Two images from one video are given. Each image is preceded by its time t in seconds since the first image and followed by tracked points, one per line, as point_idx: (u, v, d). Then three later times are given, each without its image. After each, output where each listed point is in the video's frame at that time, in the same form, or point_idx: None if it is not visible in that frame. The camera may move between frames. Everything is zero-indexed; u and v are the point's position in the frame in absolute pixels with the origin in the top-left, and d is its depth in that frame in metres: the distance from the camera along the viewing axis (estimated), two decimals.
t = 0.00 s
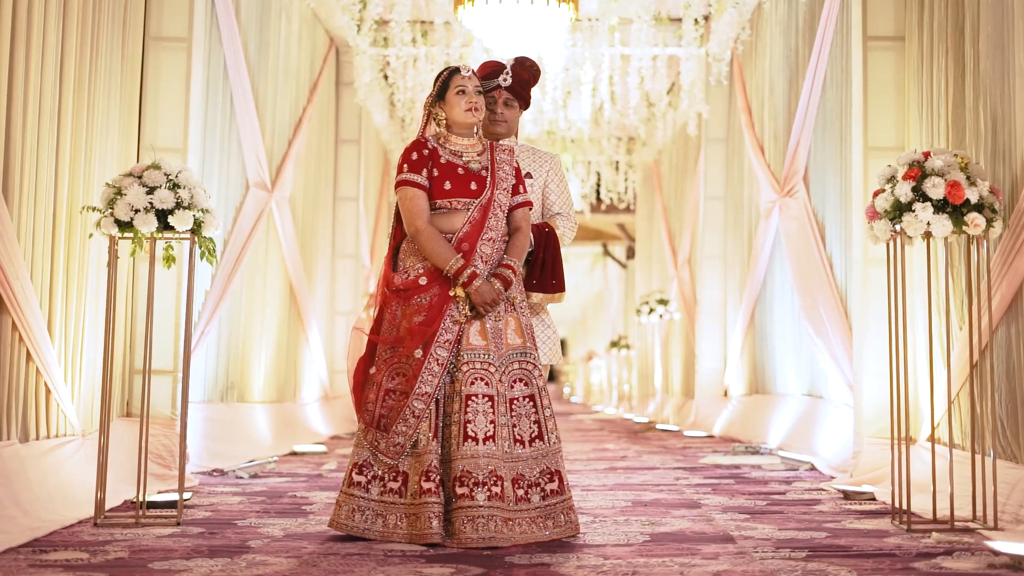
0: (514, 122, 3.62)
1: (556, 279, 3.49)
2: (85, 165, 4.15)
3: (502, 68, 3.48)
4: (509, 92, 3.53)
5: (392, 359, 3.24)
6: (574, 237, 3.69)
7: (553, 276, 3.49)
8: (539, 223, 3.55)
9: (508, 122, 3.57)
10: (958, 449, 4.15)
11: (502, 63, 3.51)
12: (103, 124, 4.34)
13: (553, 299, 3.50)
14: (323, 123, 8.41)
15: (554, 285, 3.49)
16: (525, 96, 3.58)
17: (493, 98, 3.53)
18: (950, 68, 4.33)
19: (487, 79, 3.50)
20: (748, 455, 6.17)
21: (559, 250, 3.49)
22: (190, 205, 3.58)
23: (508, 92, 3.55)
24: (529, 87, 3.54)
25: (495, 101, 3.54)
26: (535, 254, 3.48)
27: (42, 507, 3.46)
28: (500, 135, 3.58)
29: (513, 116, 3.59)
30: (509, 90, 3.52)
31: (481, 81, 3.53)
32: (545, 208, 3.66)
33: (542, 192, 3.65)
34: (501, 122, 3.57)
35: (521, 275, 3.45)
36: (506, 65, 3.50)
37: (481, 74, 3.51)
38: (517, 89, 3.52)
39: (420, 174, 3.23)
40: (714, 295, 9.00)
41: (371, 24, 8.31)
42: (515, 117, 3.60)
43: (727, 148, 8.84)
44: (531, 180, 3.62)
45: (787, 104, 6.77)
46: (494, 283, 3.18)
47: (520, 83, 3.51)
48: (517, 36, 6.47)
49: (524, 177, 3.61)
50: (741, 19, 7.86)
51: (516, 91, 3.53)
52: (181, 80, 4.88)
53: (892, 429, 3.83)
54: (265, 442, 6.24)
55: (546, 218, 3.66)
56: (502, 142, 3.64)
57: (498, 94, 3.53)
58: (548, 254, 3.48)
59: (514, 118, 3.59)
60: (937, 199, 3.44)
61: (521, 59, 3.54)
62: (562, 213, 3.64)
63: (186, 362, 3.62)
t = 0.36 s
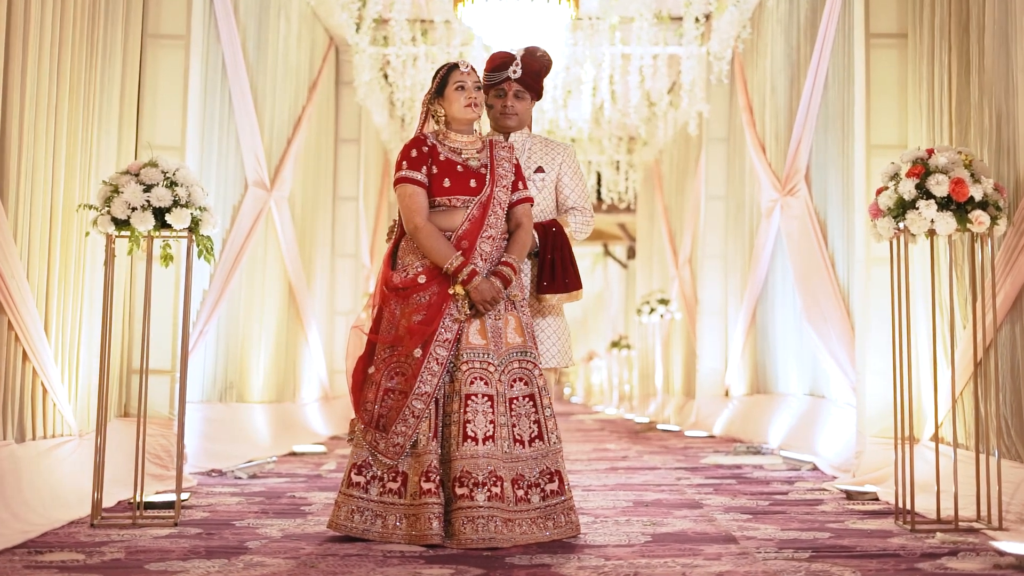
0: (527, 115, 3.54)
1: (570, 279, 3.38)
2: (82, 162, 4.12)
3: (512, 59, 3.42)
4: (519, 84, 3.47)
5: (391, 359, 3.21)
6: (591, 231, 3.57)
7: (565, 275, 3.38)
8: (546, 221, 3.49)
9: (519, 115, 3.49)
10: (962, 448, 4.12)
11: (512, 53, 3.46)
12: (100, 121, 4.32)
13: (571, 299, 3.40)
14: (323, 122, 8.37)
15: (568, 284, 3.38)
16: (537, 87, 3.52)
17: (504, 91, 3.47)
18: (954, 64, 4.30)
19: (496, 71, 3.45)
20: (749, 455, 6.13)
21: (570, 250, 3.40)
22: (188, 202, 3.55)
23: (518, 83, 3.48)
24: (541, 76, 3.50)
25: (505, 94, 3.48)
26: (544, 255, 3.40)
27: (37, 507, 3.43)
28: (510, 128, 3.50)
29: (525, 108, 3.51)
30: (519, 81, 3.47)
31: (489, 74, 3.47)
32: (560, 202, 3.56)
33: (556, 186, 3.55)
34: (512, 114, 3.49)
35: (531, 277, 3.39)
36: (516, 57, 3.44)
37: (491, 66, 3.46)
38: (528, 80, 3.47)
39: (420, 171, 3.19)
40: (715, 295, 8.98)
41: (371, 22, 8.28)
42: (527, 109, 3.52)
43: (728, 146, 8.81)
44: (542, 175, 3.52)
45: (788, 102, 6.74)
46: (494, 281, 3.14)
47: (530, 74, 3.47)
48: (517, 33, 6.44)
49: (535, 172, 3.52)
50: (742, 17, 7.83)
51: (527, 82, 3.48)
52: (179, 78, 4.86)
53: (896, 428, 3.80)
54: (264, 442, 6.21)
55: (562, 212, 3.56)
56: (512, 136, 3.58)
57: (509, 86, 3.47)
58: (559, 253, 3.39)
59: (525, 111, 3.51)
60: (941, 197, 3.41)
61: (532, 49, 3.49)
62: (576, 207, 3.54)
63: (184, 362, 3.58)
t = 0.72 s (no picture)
0: (533, 111, 3.52)
1: (573, 281, 3.33)
2: (79, 160, 4.10)
3: (517, 55, 3.39)
4: (524, 81, 3.43)
5: (389, 360, 3.19)
6: (598, 230, 3.50)
7: (569, 277, 3.33)
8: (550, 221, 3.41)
9: (524, 112, 3.47)
10: (965, 449, 4.10)
11: (517, 50, 3.44)
12: (97, 120, 4.30)
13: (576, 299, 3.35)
14: (322, 122, 8.35)
15: (572, 286, 3.33)
16: (543, 83, 3.49)
17: (509, 87, 3.44)
18: (956, 63, 4.27)
19: (501, 67, 3.41)
20: (750, 456, 6.11)
21: (574, 251, 3.33)
22: (185, 202, 3.53)
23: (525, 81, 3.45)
24: (547, 73, 3.47)
25: (511, 90, 3.44)
26: (547, 256, 3.34)
27: (33, 509, 3.40)
28: (516, 126, 3.49)
29: (530, 105, 3.48)
30: (525, 78, 3.43)
31: (495, 70, 3.43)
32: (567, 200, 3.52)
33: (562, 183, 3.51)
34: (518, 112, 3.47)
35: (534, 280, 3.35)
36: (521, 52, 3.41)
37: (496, 62, 3.43)
38: (535, 76, 3.44)
39: (416, 170, 3.18)
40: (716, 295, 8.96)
41: (370, 21, 8.25)
42: (532, 106, 3.49)
43: (728, 146, 8.78)
44: (547, 174, 3.49)
45: (789, 102, 6.71)
46: (496, 272, 3.12)
47: (536, 70, 3.43)
48: (517, 32, 6.42)
49: (540, 171, 3.48)
50: (743, 16, 7.80)
51: (532, 79, 3.44)
52: (177, 77, 4.83)
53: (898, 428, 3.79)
54: (263, 443, 6.18)
55: (569, 210, 3.52)
56: (518, 133, 3.55)
57: (513, 83, 3.43)
58: (562, 255, 3.33)
59: (530, 108, 3.48)
60: (943, 196, 3.38)
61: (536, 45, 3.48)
62: (583, 204, 3.49)
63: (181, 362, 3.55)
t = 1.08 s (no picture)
0: (535, 108, 3.49)
1: (565, 279, 3.30)
2: (77, 159, 4.07)
3: (520, 52, 3.38)
4: (527, 80, 3.41)
5: (388, 360, 3.17)
6: (593, 230, 3.46)
7: (560, 275, 3.30)
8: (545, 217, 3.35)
9: (525, 110, 3.44)
10: (968, 450, 4.07)
11: (521, 47, 3.41)
12: (95, 119, 4.27)
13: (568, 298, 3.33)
14: (321, 121, 8.31)
15: (563, 284, 3.30)
16: (546, 82, 3.46)
17: (511, 84, 3.41)
18: (959, 60, 4.24)
19: (503, 65, 3.40)
20: (751, 456, 6.08)
21: (567, 249, 3.29)
22: (182, 200, 3.50)
23: (527, 78, 3.43)
24: (551, 72, 3.45)
25: (513, 88, 3.42)
26: (540, 253, 3.30)
27: (28, 510, 3.38)
28: (516, 123, 3.46)
29: (531, 103, 3.46)
30: (527, 76, 3.41)
31: (498, 67, 3.42)
32: (564, 199, 3.49)
33: (560, 183, 3.48)
34: (519, 109, 3.44)
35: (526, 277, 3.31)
36: (524, 49, 3.39)
37: (498, 59, 3.41)
38: (537, 74, 3.41)
39: (410, 167, 3.16)
40: (717, 295, 8.94)
41: (370, 20, 8.23)
42: (534, 104, 3.47)
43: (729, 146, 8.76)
44: (546, 173, 3.46)
45: (790, 101, 6.69)
46: (501, 256, 3.05)
47: (538, 67, 3.41)
48: (517, 30, 6.39)
49: (539, 169, 3.46)
50: (744, 15, 7.78)
51: (535, 78, 3.42)
52: (175, 76, 4.80)
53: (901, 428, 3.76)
54: (262, 443, 6.16)
55: (565, 209, 3.48)
56: (518, 130, 3.53)
57: (516, 80, 3.41)
58: (555, 252, 3.29)
59: (531, 106, 3.46)
60: (946, 195, 3.36)
61: (542, 42, 3.44)
62: (580, 204, 3.45)
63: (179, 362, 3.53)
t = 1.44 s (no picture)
0: (535, 108, 3.48)
1: (560, 279, 3.30)
2: (76, 158, 4.06)
3: (521, 51, 3.36)
4: (527, 79, 3.40)
5: (388, 360, 3.15)
6: (590, 231, 3.44)
7: (556, 274, 3.30)
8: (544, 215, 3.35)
9: (525, 110, 3.43)
10: (970, 451, 4.05)
11: (522, 46, 3.40)
12: (93, 118, 4.26)
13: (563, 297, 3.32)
14: (321, 120, 8.28)
15: (558, 284, 3.30)
16: (546, 82, 3.45)
17: (511, 84, 3.40)
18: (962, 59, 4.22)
19: (504, 64, 3.38)
20: (751, 457, 6.07)
21: (563, 249, 3.29)
22: (181, 200, 3.49)
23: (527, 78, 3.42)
24: (552, 71, 3.44)
25: (513, 88, 3.41)
26: (537, 251, 3.30)
27: (27, 511, 3.37)
28: (516, 123, 3.44)
29: (531, 103, 3.45)
30: (528, 76, 3.40)
31: (499, 66, 3.40)
32: (562, 198, 3.47)
33: (559, 183, 3.46)
34: (519, 109, 3.43)
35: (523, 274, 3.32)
36: (526, 49, 3.38)
37: (498, 58, 3.40)
38: (538, 74, 3.40)
39: (407, 166, 3.14)
40: (718, 295, 8.93)
41: (370, 20, 8.21)
42: (534, 103, 3.46)
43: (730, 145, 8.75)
44: (545, 172, 3.45)
45: (791, 101, 6.67)
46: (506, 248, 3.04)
47: (539, 67, 3.40)
48: (518, 30, 6.38)
49: (538, 168, 3.44)
50: (744, 14, 7.77)
51: (535, 78, 3.40)
52: (174, 76, 4.79)
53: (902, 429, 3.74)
54: (262, 443, 6.14)
55: (563, 209, 3.46)
56: (518, 130, 3.52)
57: (517, 80, 3.40)
58: (552, 251, 3.29)
59: (531, 106, 3.45)
60: (948, 194, 3.34)
61: (543, 42, 3.43)
62: (578, 204, 3.44)
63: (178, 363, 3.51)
